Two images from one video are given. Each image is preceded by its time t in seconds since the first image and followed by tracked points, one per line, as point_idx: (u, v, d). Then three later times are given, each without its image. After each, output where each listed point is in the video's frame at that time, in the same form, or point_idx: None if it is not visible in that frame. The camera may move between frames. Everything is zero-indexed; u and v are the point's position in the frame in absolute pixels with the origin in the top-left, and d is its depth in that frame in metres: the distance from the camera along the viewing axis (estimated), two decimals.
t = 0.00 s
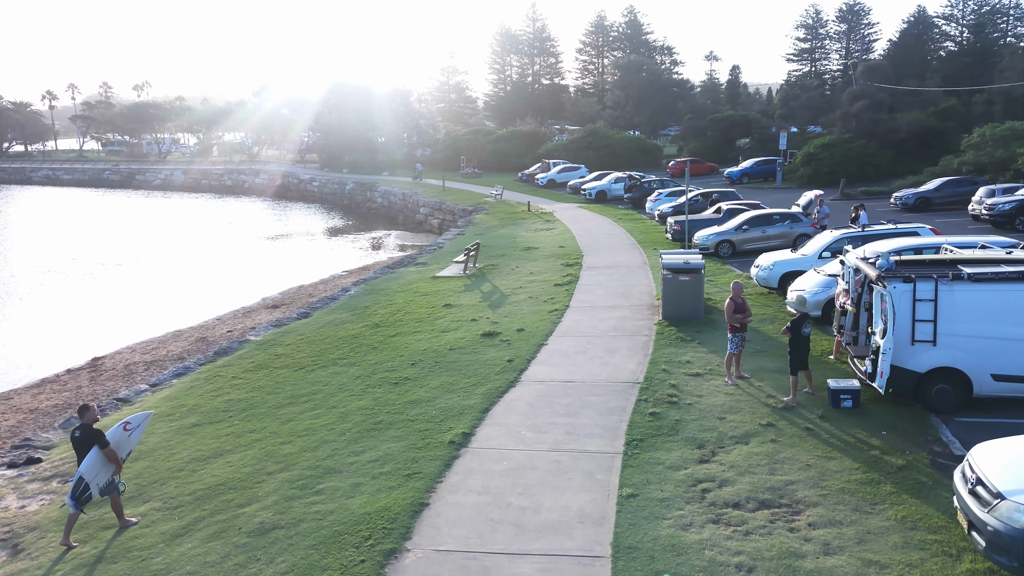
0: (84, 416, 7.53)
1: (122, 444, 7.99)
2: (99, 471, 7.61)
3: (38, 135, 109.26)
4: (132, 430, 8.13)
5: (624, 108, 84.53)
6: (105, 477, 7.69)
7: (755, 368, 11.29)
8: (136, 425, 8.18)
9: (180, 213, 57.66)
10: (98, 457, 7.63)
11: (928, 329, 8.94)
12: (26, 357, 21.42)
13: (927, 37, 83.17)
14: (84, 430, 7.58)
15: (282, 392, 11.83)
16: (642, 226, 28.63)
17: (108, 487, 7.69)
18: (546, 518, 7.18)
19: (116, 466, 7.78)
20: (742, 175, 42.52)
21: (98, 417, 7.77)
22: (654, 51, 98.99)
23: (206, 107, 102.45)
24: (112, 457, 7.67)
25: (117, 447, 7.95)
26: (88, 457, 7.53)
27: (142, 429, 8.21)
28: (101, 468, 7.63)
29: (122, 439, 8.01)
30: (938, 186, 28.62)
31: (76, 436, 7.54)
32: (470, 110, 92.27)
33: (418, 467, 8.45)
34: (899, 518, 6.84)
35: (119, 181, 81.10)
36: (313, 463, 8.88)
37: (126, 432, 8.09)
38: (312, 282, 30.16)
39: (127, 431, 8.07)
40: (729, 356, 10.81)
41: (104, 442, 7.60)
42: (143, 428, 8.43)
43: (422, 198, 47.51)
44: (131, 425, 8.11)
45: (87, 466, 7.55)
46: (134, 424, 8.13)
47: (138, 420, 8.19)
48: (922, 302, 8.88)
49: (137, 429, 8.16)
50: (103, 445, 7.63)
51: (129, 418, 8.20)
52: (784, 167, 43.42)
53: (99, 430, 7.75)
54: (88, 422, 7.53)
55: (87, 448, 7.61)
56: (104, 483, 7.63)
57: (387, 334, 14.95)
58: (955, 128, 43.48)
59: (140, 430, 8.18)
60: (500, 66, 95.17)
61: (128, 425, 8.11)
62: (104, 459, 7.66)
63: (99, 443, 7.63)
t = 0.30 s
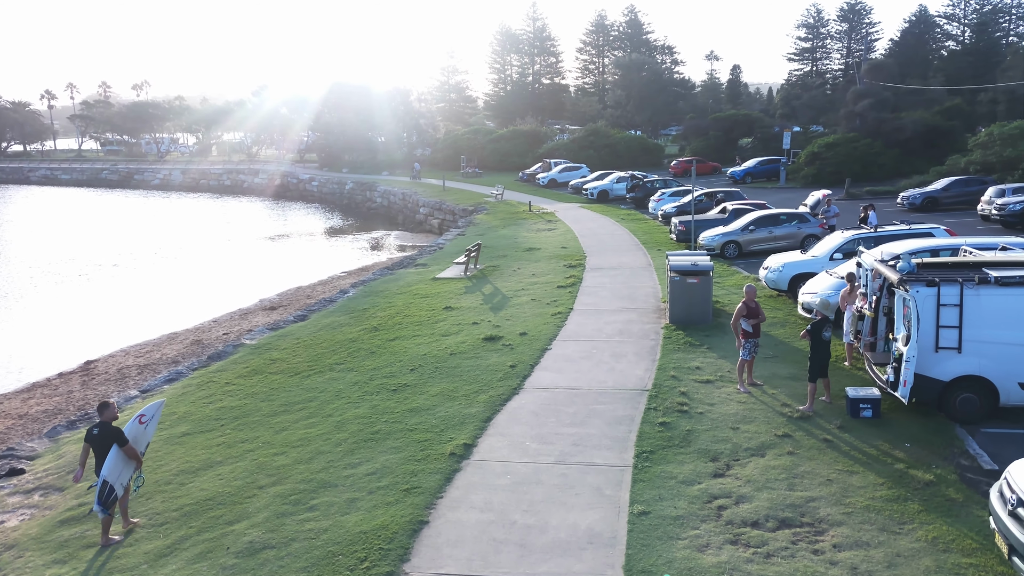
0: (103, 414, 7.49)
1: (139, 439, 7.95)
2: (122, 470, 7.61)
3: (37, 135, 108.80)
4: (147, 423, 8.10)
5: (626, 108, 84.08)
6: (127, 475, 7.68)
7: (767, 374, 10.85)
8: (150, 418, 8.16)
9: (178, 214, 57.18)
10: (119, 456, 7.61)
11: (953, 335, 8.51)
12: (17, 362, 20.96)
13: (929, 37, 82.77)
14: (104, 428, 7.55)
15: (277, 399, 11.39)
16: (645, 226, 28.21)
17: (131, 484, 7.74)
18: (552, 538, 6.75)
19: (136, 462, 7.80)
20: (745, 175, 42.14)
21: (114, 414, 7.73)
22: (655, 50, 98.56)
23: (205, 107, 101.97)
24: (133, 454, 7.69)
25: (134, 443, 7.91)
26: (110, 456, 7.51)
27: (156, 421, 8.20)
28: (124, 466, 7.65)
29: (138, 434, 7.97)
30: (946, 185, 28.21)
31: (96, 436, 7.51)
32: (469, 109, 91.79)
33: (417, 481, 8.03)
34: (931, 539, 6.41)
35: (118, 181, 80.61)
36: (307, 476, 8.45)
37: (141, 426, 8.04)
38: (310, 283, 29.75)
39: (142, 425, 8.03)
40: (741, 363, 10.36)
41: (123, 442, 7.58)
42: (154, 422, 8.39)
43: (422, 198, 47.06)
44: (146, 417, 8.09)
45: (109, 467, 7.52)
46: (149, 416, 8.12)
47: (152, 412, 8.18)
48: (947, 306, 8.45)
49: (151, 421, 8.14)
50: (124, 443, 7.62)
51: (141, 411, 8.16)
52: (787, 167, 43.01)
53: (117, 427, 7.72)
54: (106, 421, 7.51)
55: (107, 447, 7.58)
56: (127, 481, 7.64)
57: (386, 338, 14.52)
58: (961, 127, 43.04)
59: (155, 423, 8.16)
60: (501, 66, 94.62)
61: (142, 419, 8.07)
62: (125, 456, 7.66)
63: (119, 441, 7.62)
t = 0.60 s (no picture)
0: (117, 414, 7.16)
1: (157, 441, 7.61)
2: (136, 469, 7.28)
3: (36, 135, 108.41)
4: (166, 425, 7.73)
5: (626, 107, 83.68)
6: (141, 476, 7.35)
7: (780, 382, 10.43)
8: (170, 419, 7.78)
9: (176, 214, 56.76)
10: (133, 456, 7.28)
11: (978, 343, 8.10)
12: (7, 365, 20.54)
13: (930, 37, 82.41)
14: (118, 427, 7.21)
15: (270, 408, 10.97)
16: (648, 227, 27.82)
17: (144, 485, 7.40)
18: (558, 561, 6.32)
19: (151, 463, 7.46)
20: (748, 175, 41.83)
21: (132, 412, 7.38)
22: (655, 50, 98.18)
23: (204, 107, 101.57)
24: (147, 454, 7.33)
25: (152, 444, 7.58)
26: (122, 456, 7.18)
27: (176, 424, 7.81)
28: (138, 466, 7.29)
29: (156, 435, 7.63)
30: (953, 185, 27.82)
31: (110, 436, 7.18)
32: (469, 110, 91.40)
33: (414, 499, 7.58)
34: (964, 563, 6.00)
35: (116, 181, 80.18)
36: (299, 491, 8.01)
37: (161, 428, 7.69)
38: (308, 284, 29.30)
39: (161, 427, 7.68)
40: (753, 369, 9.94)
41: (137, 440, 7.25)
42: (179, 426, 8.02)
43: (421, 198, 46.65)
44: (165, 419, 7.72)
45: (122, 466, 7.20)
46: (168, 419, 7.73)
47: (172, 415, 7.80)
48: (971, 312, 8.03)
49: (171, 424, 7.77)
50: (138, 443, 7.29)
51: (162, 413, 7.79)
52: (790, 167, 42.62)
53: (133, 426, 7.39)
54: (120, 417, 7.18)
55: (121, 446, 7.25)
56: (140, 481, 7.31)
57: (383, 343, 14.08)
58: (965, 126, 42.61)
59: (175, 426, 7.79)
60: (500, 66, 94.14)
61: (162, 420, 7.71)
62: (140, 456, 7.32)
63: (134, 440, 7.28)
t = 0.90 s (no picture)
0: (135, 420, 6.95)
1: (174, 454, 7.31)
2: (145, 479, 7.03)
3: (34, 134, 107.88)
4: (188, 438, 7.44)
5: (627, 106, 83.18)
6: (151, 487, 7.07)
7: (795, 393, 9.96)
8: (194, 433, 7.51)
9: (173, 215, 56.25)
10: (146, 465, 7.05)
11: (1010, 354, 7.63)
12: None
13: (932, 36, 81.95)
14: (134, 434, 6.98)
15: (261, 420, 10.50)
16: (651, 228, 27.36)
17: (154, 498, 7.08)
18: None
19: (165, 475, 7.15)
20: (751, 175, 41.41)
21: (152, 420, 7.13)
22: (656, 50, 97.67)
23: (203, 107, 101.05)
24: (160, 465, 7.05)
25: (169, 456, 7.29)
26: (133, 462, 6.95)
27: (199, 438, 7.51)
28: (149, 476, 7.04)
29: (175, 447, 7.34)
30: (961, 186, 27.37)
31: (125, 442, 6.96)
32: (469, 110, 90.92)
33: (411, 522, 7.11)
34: None
35: (114, 181, 79.66)
36: (290, 513, 7.55)
37: (182, 440, 7.41)
38: (306, 286, 28.84)
39: (181, 440, 7.39)
40: (767, 381, 9.47)
41: (149, 449, 6.98)
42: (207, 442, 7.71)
43: (421, 198, 46.15)
44: (186, 432, 7.43)
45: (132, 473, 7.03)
46: (190, 432, 7.45)
47: (196, 429, 7.52)
48: (1004, 322, 7.55)
49: (193, 438, 7.48)
50: (152, 452, 7.02)
51: (187, 425, 7.54)
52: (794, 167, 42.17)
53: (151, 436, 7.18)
54: (136, 424, 6.98)
55: (135, 453, 7.03)
56: (148, 492, 7.03)
57: (381, 349, 13.62)
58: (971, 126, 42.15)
59: (197, 439, 7.50)
60: (500, 66, 93.55)
61: (183, 433, 7.43)
62: (153, 466, 7.07)
63: (148, 449, 7.02)
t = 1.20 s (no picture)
0: (150, 425, 6.61)
1: (188, 456, 6.99)
2: (167, 490, 6.66)
3: (32, 134, 107.29)
4: (199, 437, 7.12)
5: (628, 106, 82.59)
6: (173, 495, 6.72)
7: (814, 407, 9.43)
8: (203, 430, 7.18)
9: (171, 216, 55.64)
10: (165, 474, 6.67)
11: None
12: None
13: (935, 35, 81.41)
14: (151, 441, 6.64)
15: (250, 435, 9.94)
16: (655, 229, 26.81)
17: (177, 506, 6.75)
18: None
19: (184, 481, 6.82)
20: (755, 175, 40.94)
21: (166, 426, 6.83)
22: (657, 49, 97.09)
23: (202, 107, 100.41)
24: (180, 472, 6.70)
25: (183, 459, 6.96)
26: (154, 474, 6.57)
27: (210, 435, 7.21)
28: (169, 485, 6.67)
29: (188, 449, 7.01)
30: (971, 186, 26.83)
31: (141, 450, 6.61)
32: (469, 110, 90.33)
33: (406, 552, 6.58)
34: None
35: (111, 181, 79.08)
36: (277, 541, 7.03)
37: (193, 441, 7.07)
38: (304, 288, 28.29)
39: (193, 440, 7.05)
40: (785, 396, 8.93)
41: (170, 456, 6.63)
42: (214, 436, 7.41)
43: (420, 199, 45.52)
44: (198, 431, 7.10)
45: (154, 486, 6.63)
46: (201, 430, 7.12)
47: (205, 424, 7.20)
48: None
49: (204, 435, 7.16)
50: (170, 459, 6.65)
51: (195, 423, 7.20)
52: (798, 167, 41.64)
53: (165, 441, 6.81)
54: (154, 431, 6.62)
55: (152, 463, 6.67)
56: (171, 502, 6.67)
57: (377, 358, 13.07)
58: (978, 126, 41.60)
59: (208, 437, 7.17)
60: (501, 65, 92.80)
61: (195, 432, 7.10)
62: (172, 474, 6.70)
63: (166, 456, 6.65)
